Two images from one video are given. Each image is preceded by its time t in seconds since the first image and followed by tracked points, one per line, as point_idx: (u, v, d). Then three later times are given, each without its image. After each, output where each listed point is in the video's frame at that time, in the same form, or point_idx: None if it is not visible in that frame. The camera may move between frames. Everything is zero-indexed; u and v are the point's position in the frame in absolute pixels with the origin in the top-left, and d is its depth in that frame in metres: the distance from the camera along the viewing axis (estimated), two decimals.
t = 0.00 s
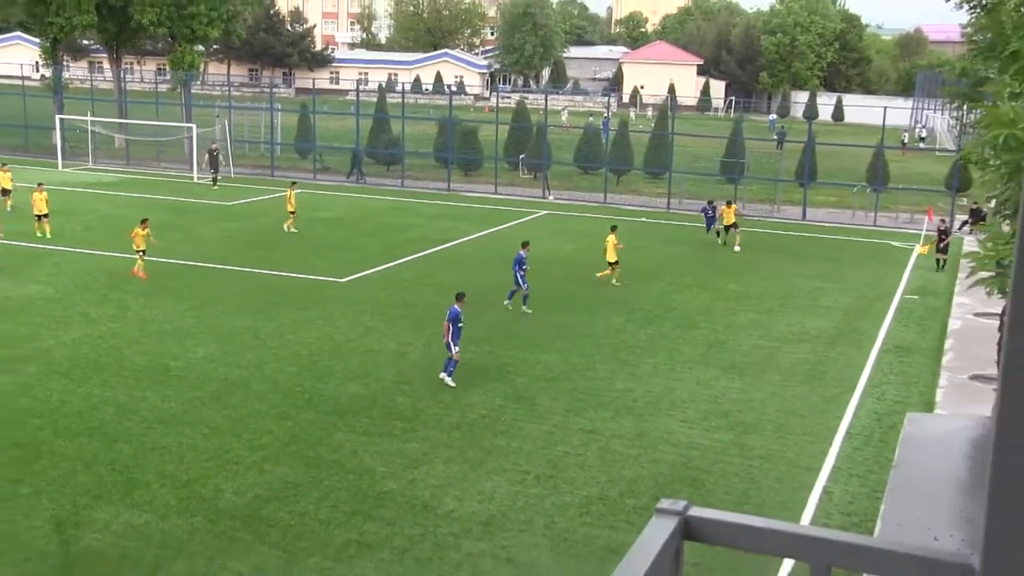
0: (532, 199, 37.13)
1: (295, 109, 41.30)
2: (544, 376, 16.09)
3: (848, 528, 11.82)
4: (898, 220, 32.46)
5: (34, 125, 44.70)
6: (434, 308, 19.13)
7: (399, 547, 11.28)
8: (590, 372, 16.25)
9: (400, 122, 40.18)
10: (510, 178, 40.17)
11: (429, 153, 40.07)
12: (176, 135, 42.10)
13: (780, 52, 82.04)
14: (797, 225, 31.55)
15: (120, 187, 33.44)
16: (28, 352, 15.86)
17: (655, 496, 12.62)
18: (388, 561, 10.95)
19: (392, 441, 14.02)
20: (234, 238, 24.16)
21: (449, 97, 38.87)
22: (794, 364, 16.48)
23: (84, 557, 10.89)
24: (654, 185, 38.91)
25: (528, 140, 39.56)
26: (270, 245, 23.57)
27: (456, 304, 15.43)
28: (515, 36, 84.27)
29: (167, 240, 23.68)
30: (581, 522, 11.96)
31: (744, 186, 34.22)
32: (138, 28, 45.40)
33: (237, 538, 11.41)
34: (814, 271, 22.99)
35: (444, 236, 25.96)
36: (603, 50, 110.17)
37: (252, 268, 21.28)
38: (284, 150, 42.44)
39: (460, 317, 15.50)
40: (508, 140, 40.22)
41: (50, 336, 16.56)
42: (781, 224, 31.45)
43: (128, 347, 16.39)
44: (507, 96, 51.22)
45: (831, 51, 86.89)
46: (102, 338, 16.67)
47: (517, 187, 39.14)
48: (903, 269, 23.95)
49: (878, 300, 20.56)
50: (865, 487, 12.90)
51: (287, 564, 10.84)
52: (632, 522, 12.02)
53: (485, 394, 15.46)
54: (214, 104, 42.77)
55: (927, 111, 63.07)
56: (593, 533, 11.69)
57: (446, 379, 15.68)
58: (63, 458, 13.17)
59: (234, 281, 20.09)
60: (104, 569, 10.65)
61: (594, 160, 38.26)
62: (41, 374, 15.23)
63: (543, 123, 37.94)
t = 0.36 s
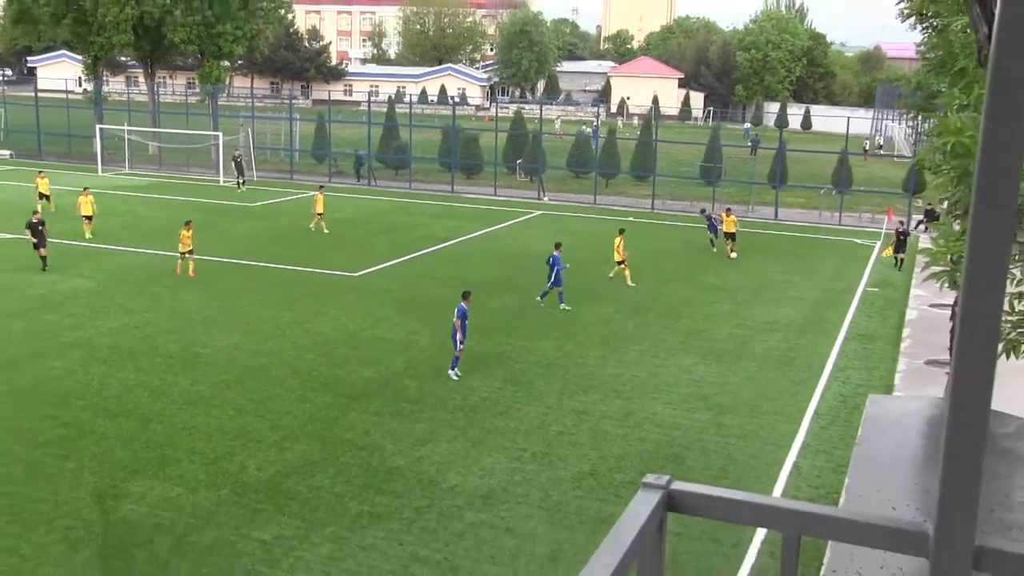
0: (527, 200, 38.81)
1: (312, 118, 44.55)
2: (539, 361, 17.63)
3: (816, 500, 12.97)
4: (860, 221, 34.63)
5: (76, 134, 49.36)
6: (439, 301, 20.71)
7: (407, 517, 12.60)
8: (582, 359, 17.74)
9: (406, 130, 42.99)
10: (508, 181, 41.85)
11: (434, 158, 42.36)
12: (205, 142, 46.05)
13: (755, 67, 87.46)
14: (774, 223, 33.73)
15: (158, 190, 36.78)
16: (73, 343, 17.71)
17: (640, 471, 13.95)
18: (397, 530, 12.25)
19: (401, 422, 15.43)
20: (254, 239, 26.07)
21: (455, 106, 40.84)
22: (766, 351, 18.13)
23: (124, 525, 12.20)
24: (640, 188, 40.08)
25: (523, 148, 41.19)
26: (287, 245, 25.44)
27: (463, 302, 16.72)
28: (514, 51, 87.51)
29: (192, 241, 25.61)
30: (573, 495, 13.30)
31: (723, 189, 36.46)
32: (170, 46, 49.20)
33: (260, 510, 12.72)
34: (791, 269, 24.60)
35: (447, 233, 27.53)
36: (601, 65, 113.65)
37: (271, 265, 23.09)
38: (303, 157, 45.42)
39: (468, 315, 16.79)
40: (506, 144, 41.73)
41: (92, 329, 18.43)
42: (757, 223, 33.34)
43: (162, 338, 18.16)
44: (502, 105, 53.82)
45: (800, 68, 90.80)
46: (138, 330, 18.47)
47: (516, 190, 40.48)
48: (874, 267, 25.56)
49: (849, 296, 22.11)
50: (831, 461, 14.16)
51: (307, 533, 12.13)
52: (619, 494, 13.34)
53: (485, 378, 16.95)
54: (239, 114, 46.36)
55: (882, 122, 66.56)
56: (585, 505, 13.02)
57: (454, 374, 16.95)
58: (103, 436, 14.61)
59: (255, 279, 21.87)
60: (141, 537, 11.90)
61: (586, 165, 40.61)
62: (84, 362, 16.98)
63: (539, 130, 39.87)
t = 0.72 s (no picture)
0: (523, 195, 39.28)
1: (310, 115, 44.98)
2: (535, 354, 17.90)
3: (807, 490, 13.24)
4: (851, 215, 35.19)
5: (78, 132, 49.79)
6: (436, 295, 20.97)
7: (405, 509, 12.84)
8: (577, 352, 18.01)
9: (404, 126, 43.31)
10: (505, 177, 42.25)
11: (432, 154, 42.70)
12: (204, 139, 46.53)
13: (746, 65, 87.60)
14: (766, 218, 34.16)
15: (159, 186, 37.14)
16: (75, 337, 17.97)
17: (635, 462, 14.20)
18: (395, 521, 12.50)
19: (399, 414, 15.67)
20: (253, 234, 26.33)
21: (451, 103, 41.12)
22: (758, 344, 18.44)
23: (125, 516, 12.43)
24: (633, 183, 40.88)
25: (520, 145, 41.56)
26: (285, 240, 25.70)
27: (466, 312, 16.36)
28: (509, 49, 87.67)
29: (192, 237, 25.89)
30: (569, 486, 13.56)
31: (716, 184, 37.09)
32: (170, 45, 49.49)
33: (260, 501, 12.95)
34: (784, 263, 24.91)
35: (443, 229, 27.81)
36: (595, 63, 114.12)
37: (269, 260, 23.36)
38: (302, 153, 45.75)
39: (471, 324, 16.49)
40: (503, 140, 42.11)
41: (94, 322, 18.69)
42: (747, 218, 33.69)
43: (162, 331, 18.41)
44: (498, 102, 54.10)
45: (791, 63, 91.23)
46: (139, 324, 18.72)
47: (511, 185, 41.01)
48: (865, 262, 25.87)
49: (839, 290, 22.43)
50: (822, 451, 14.42)
51: (306, 524, 12.37)
52: (614, 485, 13.61)
53: (482, 371, 17.22)
54: (238, 112, 46.81)
55: (872, 116, 66.99)
56: (581, 496, 13.28)
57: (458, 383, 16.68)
58: (104, 428, 14.84)
59: (253, 274, 22.13)
60: (142, 529, 12.12)
61: (580, 162, 40.63)
62: (86, 355, 17.24)
63: (534, 127, 40.22)
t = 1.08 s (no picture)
0: (520, 189, 39.29)
1: (307, 110, 44.91)
2: (532, 348, 17.91)
3: (805, 484, 13.27)
4: (849, 209, 35.17)
5: (74, 127, 49.64)
6: (434, 289, 20.97)
7: (403, 503, 12.86)
8: (574, 347, 18.03)
9: (401, 120, 43.25)
10: (502, 171, 42.23)
11: (429, 149, 42.66)
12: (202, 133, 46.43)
13: (744, 58, 87.39)
14: (764, 212, 34.15)
15: (156, 181, 37.05)
16: (72, 331, 17.96)
17: (632, 456, 14.21)
18: (393, 515, 12.52)
19: (396, 409, 15.69)
20: (250, 228, 26.31)
21: (449, 97, 41.04)
22: (756, 339, 18.44)
23: (123, 510, 12.44)
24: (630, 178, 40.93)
25: (518, 139, 41.53)
26: (283, 234, 25.68)
27: (471, 312, 15.77)
28: (507, 44, 87.42)
29: (189, 232, 25.85)
30: (567, 480, 13.59)
31: (712, 180, 36.89)
32: (167, 39, 49.32)
33: (258, 496, 12.97)
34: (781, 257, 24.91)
35: (441, 223, 27.80)
36: (593, 57, 113.95)
37: (267, 255, 23.35)
38: (299, 148, 45.67)
39: (477, 324, 15.94)
40: (501, 135, 42.11)
41: (91, 317, 18.68)
42: (744, 212, 33.69)
43: (160, 326, 18.41)
44: (495, 96, 54.02)
45: (789, 58, 91.08)
46: (137, 319, 18.72)
47: (509, 180, 40.99)
48: (862, 256, 25.86)
49: (837, 285, 22.43)
50: (820, 445, 14.44)
51: (304, 518, 12.39)
52: (612, 479, 13.64)
53: (479, 366, 17.22)
54: (235, 106, 46.74)
55: (869, 110, 66.96)
56: (578, 490, 13.30)
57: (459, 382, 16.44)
58: (102, 423, 14.84)
59: (251, 269, 22.10)
60: (140, 523, 12.14)
61: (578, 157, 40.50)
62: (84, 350, 17.23)
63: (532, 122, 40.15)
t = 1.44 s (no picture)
0: (520, 183, 39.32)
1: (307, 104, 44.86)
2: (532, 343, 17.91)
3: (805, 478, 13.28)
4: (849, 204, 35.17)
5: (73, 121, 49.62)
6: (434, 284, 20.97)
7: (403, 498, 12.87)
8: (574, 341, 18.04)
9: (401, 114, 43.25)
10: (502, 166, 42.28)
11: (429, 143, 42.66)
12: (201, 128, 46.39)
13: (744, 53, 87.41)
14: (763, 207, 34.19)
15: (155, 175, 37.07)
16: (72, 326, 17.97)
17: (632, 451, 14.22)
18: (393, 510, 12.53)
19: (396, 403, 15.70)
20: (250, 223, 26.32)
21: (448, 91, 40.99)
22: (756, 333, 18.48)
23: (123, 505, 12.44)
24: (631, 172, 40.97)
25: (517, 133, 41.56)
26: (283, 229, 25.70)
27: (484, 317, 15.46)
28: (507, 38, 87.33)
29: (190, 227, 25.88)
30: (566, 475, 13.61)
31: (712, 174, 36.93)
32: (167, 33, 49.24)
33: (258, 490, 12.98)
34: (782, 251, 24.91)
35: (441, 218, 27.80)
36: (594, 52, 113.89)
37: (267, 250, 23.36)
38: (298, 142, 45.66)
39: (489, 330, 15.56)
40: (501, 129, 42.12)
41: (92, 312, 18.68)
42: (744, 206, 33.71)
43: (160, 321, 18.42)
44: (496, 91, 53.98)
45: (789, 52, 90.98)
46: (137, 313, 18.73)
47: (508, 174, 41.03)
48: (863, 250, 25.86)
49: (837, 279, 22.42)
50: (820, 439, 14.46)
51: (304, 513, 12.40)
52: (612, 473, 13.66)
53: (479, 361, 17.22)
54: (235, 101, 46.74)
55: (869, 104, 66.91)
56: (578, 484, 13.32)
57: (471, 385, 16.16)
58: (102, 418, 14.83)
59: (251, 263, 22.12)
60: (140, 518, 12.14)
61: (577, 151, 40.67)
62: (85, 344, 17.23)
63: (532, 116, 40.14)
